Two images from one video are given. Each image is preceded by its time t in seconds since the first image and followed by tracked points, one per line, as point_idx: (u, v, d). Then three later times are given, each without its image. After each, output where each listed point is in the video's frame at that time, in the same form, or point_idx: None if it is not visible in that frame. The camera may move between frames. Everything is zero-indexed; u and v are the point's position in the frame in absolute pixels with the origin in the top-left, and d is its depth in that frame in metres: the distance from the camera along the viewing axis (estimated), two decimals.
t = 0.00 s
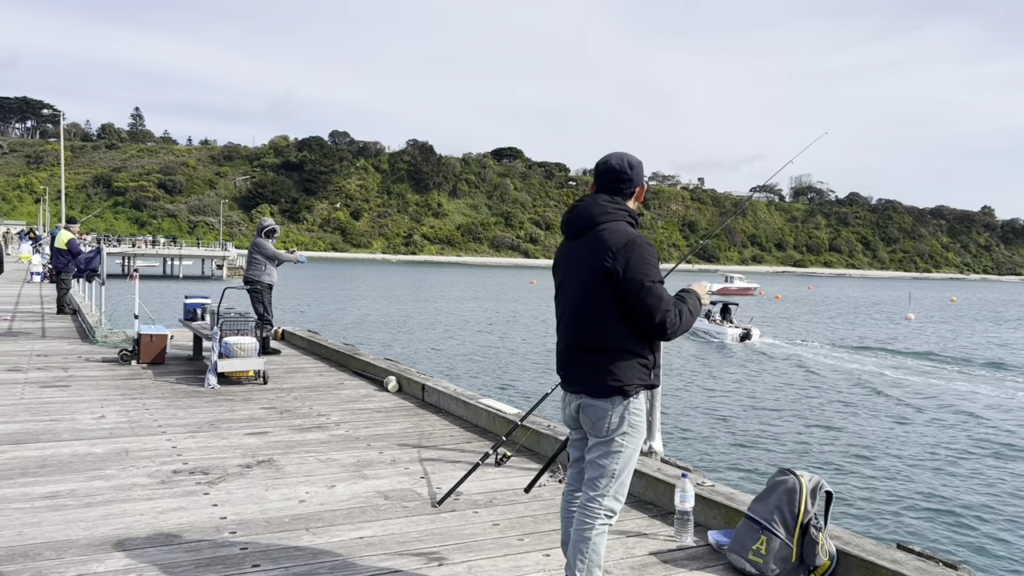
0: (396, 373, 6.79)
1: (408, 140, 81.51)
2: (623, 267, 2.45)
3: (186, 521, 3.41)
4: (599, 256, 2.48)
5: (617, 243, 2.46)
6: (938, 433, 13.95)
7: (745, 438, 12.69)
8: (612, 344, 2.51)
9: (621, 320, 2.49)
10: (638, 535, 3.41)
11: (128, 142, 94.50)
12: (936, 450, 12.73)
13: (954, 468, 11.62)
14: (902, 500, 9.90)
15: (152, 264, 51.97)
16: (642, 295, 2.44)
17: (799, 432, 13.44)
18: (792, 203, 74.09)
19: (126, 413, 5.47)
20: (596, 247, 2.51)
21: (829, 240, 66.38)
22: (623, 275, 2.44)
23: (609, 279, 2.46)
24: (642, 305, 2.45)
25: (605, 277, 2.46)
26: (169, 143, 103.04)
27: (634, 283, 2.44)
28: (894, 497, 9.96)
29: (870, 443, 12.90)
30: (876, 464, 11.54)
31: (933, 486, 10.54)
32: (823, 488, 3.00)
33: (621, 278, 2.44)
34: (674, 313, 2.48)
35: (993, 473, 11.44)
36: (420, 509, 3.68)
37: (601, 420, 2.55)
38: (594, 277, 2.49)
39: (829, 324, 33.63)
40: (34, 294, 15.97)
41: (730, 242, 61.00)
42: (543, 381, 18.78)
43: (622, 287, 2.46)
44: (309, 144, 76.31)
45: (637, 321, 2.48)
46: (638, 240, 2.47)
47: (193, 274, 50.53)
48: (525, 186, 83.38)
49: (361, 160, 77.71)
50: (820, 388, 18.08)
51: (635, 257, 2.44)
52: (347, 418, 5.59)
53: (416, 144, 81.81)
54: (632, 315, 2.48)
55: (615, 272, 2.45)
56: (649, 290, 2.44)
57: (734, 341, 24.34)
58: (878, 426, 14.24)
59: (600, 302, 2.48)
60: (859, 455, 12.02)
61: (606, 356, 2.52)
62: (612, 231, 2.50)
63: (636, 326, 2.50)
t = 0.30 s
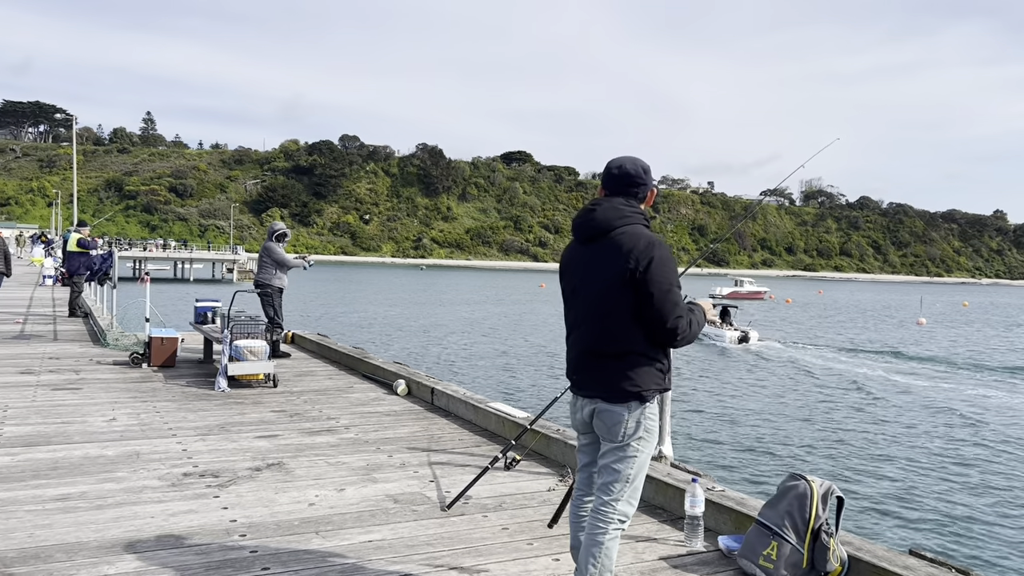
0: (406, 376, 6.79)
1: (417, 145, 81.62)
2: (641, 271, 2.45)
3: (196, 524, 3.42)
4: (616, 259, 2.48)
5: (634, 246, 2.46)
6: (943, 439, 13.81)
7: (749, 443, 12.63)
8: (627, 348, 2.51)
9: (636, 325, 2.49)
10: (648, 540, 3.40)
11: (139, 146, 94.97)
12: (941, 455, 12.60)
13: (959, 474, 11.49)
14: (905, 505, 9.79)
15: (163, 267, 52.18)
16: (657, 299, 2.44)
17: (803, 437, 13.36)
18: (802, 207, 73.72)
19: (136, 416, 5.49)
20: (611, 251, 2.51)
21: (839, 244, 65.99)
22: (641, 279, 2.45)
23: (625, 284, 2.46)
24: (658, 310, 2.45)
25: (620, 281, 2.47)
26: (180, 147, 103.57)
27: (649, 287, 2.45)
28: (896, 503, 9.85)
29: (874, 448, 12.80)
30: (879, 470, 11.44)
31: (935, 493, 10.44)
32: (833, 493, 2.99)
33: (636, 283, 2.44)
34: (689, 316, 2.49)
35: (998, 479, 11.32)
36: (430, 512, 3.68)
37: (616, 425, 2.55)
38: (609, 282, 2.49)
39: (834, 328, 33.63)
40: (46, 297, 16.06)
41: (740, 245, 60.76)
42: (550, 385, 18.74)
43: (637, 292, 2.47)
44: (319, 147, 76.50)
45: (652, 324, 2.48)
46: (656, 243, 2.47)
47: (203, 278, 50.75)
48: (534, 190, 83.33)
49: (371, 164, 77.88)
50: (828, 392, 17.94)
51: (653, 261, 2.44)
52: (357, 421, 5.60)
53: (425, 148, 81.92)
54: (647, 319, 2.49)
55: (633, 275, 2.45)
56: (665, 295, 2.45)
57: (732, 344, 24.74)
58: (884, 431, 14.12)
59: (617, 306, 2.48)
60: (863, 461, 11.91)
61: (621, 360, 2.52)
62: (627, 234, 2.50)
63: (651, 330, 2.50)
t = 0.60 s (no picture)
0: (415, 381, 6.79)
1: (426, 149, 81.73)
2: (657, 277, 2.46)
3: (207, 528, 3.42)
4: (633, 265, 2.48)
5: (651, 252, 2.46)
6: (951, 445, 13.69)
7: (757, 448, 12.60)
8: (640, 353, 2.51)
9: (652, 331, 2.50)
10: (658, 546, 3.39)
11: (150, 150, 95.44)
12: (948, 462, 12.48)
13: (966, 480, 11.37)
14: (910, 512, 9.68)
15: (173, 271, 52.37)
16: (673, 304, 2.45)
17: (809, 442, 13.26)
18: (812, 211, 73.43)
19: (147, 419, 5.51)
20: (626, 257, 2.51)
21: (849, 248, 65.63)
22: (658, 285, 2.45)
23: (640, 290, 2.46)
24: (675, 316, 2.46)
25: (637, 286, 2.47)
26: (191, 152, 104.04)
27: (665, 293, 2.45)
28: (901, 510, 9.75)
29: (880, 454, 12.69)
30: (885, 477, 11.33)
31: (941, 500, 10.31)
32: (845, 499, 2.97)
33: (652, 288, 2.44)
34: (704, 322, 2.51)
35: (1006, 486, 11.22)
36: (439, 517, 3.68)
37: (631, 430, 2.55)
38: (622, 288, 2.50)
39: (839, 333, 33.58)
40: (57, 300, 16.14)
41: (749, 250, 60.53)
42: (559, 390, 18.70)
43: (652, 298, 2.47)
44: (329, 152, 76.72)
45: (668, 330, 2.49)
46: (674, 249, 2.48)
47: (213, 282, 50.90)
48: (542, 195, 83.31)
49: (380, 169, 78.06)
50: (835, 398, 17.82)
51: (671, 267, 2.45)
52: (366, 426, 5.61)
53: (434, 152, 82.03)
54: (662, 324, 2.49)
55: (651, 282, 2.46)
56: (681, 300, 2.45)
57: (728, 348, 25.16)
58: (891, 437, 14.01)
59: (633, 313, 2.48)
60: (870, 468, 11.81)
61: (636, 365, 2.52)
62: (643, 241, 2.50)
63: (666, 335, 2.51)
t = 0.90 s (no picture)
0: (424, 385, 6.79)
1: (435, 154, 81.85)
2: (672, 282, 2.44)
3: (217, 532, 3.42)
4: (647, 271, 2.47)
5: (664, 259, 2.46)
6: (962, 452, 13.57)
7: (765, 454, 12.58)
8: (654, 359, 2.51)
9: (666, 338, 2.49)
10: (669, 552, 3.37)
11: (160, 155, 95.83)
12: (959, 469, 12.36)
13: (976, 488, 11.26)
14: (922, 522, 9.54)
15: (183, 275, 52.57)
16: (687, 310, 2.44)
17: (819, 449, 13.16)
18: (822, 216, 73.14)
19: (157, 423, 5.52)
20: (639, 263, 2.50)
21: (859, 254, 65.27)
22: (673, 292, 2.45)
23: (654, 294, 2.45)
24: (689, 322, 2.45)
25: (649, 291, 2.46)
26: (201, 156, 104.57)
27: (677, 298, 2.45)
28: (913, 519, 9.60)
29: (891, 462, 12.57)
30: (897, 485, 11.18)
31: (949, 506, 10.26)
32: (858, 506, 2.95)
33: (664, 294, 2.45)
34: (717, 329, 2.50)
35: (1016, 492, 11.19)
36: (449, 522, 3.68)
37: (644, 436, 2.54)
38: (636, 291, 2.49)
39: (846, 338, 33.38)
40: (68, 303, 16.23)
41: (759, 255, 60.28)
42: (568, 395, 18.68)
43: (668, 304, 2.46)
44: (338, 157, 76.95)
45: (681, 336, 2.49)
46: (687, 255, 2.47)
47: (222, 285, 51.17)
48: (551, 200, 83.29)
49: (389, 173, 78.21)
50: (845, 405, 17.67)
51: (685, 275, 2.44)
52: (375, 430, 5.61)
53: (443, 157, 82.13)
54: (677, 330, 2.49)
55: (664, 287, 2.45)
56: (696, 304, 2.45)
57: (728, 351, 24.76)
58: (902, 444, 13.89)
59: (646, 319, 2.48)
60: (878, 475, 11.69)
61: (650, 370, 2.51)
62: (656, 247, 2.49)
63: (680, 342, 2.50)
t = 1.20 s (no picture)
0: (434, 390, 6.78)
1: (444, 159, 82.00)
2: (687, 292, 2.44)
3: (230, 537, 3.43)
4: (662, 278, 2.46)
5: (679, 266, 2.45)
6: (974, 459, 13.48)
7: (774, 459, 12.59)
8: (668, 368, 2.50)
9: (680, 347, 2.49)
10: (683, 560, 3.37)
11: (170, 159, 96.28)
12: (972, 476, 12.25)
13: (989, 495, 11.17)
14: (935, 530, 9.44)
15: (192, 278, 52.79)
16: (702, 319, 2.43)
17: (826, 454, 13.17)
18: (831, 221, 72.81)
19: (169, 427, 5.54)
20: (653, 270, 2.49)
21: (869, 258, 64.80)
22: (688, 301, 2.43)
23: (668, 301, 2.45)
24: (704, 332, 2.44)
25: (664, 299, 2.46)
26: (211, 161, 104.98)
27: (693, 307, 2.45)
28: (927, 527, 9.50)
29: (903, 469, 12.47)
30: (909, 492, 11.09)
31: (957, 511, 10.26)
32: (874, 514, 2.93)
33: (680, 303, 2.43)
34: (732, 337, 2.49)
35: None
36: (462, 528, 3.67)
37: (657, 444, 2.53)
38: (647, 298, 2.49)
39: (856, 344, 33.16)
40: (80, 307, 16.33)
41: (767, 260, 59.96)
42: (576, 399, 18.69)
43: (682, 315, 2.45)
44: (346, 162, 77.13)
45: (695, 345, 2.48)
46: (700, 264, 2.47)
47: (231, 289, 51.33)
48: (559, 204, 83.28)
49: (398, 178, 78.34)
50: (854, 411, 17.57)
51: (698, 282, 2.43)
52: (386, 435, 5.61)
53: (450, 161, 82.25)
54: (691, 339, 2.47)
55: (679, 295, 2.44)
56: (710, 314, 2.45)
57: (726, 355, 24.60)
58: (913, 451, 13.80)
59: (659, 328, 2.47)
60: (890, 482, 11.59)
61: (662, 379, 2.51)
62: (669, 256, 2.49)
63: (693, 353, 2.50)
